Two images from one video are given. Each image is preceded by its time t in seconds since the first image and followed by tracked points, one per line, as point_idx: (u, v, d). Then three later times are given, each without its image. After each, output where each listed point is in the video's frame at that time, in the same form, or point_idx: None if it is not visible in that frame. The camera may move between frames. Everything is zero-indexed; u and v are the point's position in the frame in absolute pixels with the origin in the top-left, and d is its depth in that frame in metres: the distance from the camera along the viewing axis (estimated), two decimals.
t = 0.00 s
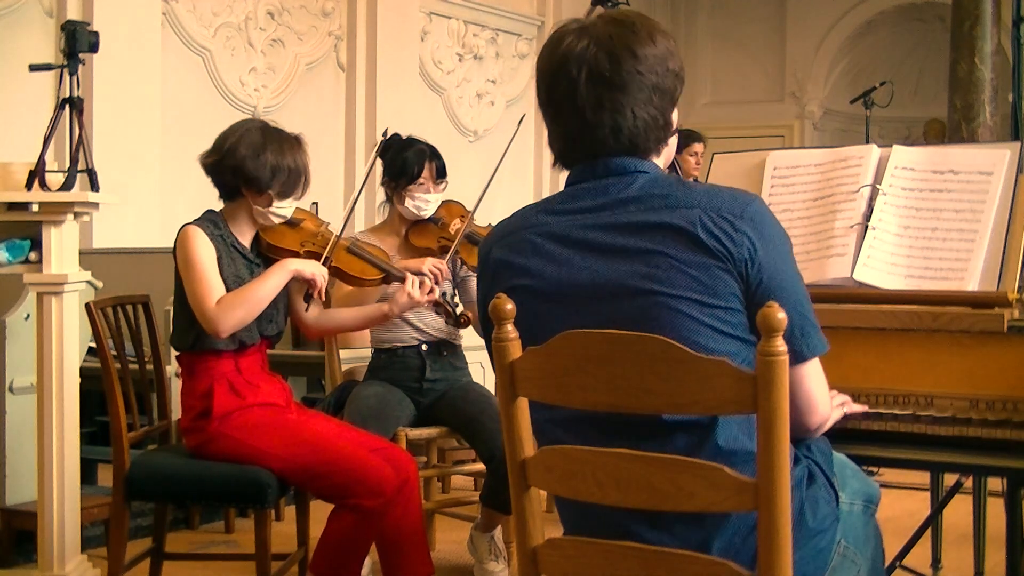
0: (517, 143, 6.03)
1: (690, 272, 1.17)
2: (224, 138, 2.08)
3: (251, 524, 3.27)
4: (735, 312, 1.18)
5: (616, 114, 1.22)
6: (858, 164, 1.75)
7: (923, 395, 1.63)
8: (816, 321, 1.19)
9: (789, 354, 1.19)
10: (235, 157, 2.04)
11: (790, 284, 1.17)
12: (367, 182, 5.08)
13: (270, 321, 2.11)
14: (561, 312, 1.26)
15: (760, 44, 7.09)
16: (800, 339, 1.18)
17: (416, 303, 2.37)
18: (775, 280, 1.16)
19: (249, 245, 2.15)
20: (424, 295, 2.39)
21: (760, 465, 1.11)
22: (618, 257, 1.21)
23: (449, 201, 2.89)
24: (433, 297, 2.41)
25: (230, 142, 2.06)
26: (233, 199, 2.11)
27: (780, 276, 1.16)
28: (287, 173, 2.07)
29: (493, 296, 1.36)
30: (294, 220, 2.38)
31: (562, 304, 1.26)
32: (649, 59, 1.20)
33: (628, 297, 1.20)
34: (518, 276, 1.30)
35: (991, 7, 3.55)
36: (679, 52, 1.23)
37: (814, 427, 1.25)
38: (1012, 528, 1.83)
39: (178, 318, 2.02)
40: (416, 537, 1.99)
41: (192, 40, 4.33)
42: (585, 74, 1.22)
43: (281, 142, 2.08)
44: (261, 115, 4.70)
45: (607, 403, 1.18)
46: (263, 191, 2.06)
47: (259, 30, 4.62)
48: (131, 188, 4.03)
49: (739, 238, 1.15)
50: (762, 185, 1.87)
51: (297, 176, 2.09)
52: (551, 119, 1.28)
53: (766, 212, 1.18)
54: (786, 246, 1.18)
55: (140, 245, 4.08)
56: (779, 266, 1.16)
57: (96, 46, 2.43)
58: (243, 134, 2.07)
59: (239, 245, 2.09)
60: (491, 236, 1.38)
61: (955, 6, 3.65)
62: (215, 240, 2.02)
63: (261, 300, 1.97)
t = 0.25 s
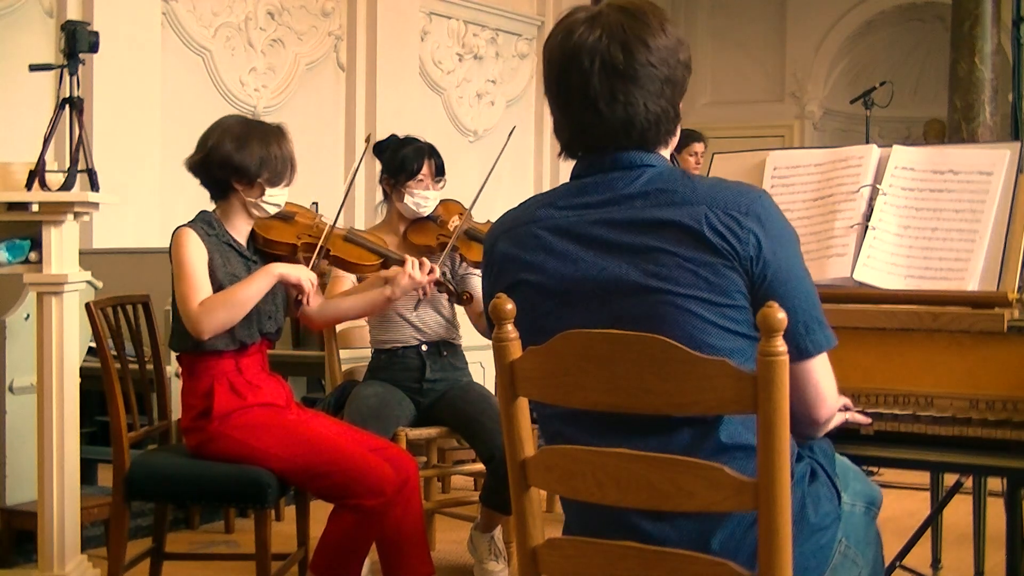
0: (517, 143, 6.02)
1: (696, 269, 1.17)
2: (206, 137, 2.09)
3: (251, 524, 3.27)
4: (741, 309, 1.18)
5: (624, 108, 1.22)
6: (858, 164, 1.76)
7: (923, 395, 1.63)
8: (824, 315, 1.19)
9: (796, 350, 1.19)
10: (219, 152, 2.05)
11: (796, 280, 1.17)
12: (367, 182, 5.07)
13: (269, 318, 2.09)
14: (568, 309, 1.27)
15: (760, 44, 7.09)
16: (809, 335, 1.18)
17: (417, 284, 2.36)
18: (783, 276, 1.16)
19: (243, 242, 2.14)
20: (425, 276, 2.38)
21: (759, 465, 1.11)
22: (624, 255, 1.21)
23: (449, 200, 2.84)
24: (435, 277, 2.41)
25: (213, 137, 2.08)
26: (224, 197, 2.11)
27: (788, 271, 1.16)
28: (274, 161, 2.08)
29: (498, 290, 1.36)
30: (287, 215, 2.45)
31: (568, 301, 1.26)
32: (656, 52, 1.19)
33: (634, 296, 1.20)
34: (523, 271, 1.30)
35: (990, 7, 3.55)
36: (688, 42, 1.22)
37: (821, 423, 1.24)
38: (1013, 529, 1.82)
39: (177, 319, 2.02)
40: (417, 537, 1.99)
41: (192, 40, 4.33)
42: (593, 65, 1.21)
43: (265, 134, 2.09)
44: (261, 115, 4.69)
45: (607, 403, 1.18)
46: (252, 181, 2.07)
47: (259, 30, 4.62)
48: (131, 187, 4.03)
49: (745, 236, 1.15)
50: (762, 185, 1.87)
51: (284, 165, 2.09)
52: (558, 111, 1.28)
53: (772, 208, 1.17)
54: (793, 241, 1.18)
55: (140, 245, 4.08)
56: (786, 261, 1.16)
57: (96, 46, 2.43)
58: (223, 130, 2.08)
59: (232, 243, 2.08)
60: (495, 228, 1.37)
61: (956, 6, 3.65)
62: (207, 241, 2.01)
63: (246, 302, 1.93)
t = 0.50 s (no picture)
0: (517, 143, 6.02)
1: (700, 270, 1.17)
2: (184, 141, 2.11)
3: (251, 524, 3.27)
4: (744, 309, 1.19)
5: (626, 106, 1.22)
6: (858, 164, 1.76)
7: (924, 395, 1.62)
8: (830, 313, 1.19)
9: (801, 349, 1.19)
10: (198, 152, 2.06)
11: (800, 280, 1.17)
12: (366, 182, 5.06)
13: (265, 315, 2.10)
14: (571, 309, 1.27)
15: (760, 44, 7.09)
16: (814, 333, 1.18)
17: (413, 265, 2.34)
18: (787, 275, 1.16)
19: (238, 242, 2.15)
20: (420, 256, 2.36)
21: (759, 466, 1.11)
22: (627, 256, 1.21)
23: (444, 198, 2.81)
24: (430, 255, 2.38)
25: (190, 140, 2.09)
26: (209, 199, 2.12)
27: (792, 271, 1.16)
28: (254, 154, 2.09)
29: (501, 288, 1.36)
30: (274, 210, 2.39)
31: (571, 301, 1.26)
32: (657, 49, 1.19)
33: (638, 296, 1.21)
34: (526, 269, 1.30)
35: (990, 7, 3.55)
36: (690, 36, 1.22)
37: (824, 420, 1.25)
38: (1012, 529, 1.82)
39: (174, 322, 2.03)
40: (417, 537, 1.98)
41: (192, 40, 4.33)
42: (596, 62, 1.20)
43: (242, 128, 2.11)
44: (261, 115, 4.69)
45: (607, 403, 1.18)
46: (234, 176, 2.08)
47: (259, 30, 4.62)
48: (131, 187, 4.03)
49: (749, 236, 1.15)
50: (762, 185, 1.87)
51: (264, 156, 2.10)
52: (560, 108, 1.27)
53: (776, 207, 1.17)
54: (797, 240, 1.18)
55: (140, 245, 4.08)
56: (790, 260, 1.16)
57: (96, 46, 2.43)
58: (199, 130, 2.10)
59: (226, 242, 2.09)
60: (498, 223, 1.37)
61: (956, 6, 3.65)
62: (199, 241, 2.02)
63: (217, 307, 1.91)
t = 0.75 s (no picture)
0: (518, 143, 6.02)
1: (702, 274, 1.17)
2: (167, 145, 2.11)
3: (251, 524, 3.27)
4: (747, 312, 1.19)
5: (626, 108, 1.21)
6: (858, 164, 1.76)
7: (923, 395, 1.63)
8: (833, 315, 1.19)
9: (804, 352, 1.19)
10: (184, 154, 2.06)
11: (803, 283, 1.17)
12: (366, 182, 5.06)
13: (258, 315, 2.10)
14: (573, 311, 1.27)
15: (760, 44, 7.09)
16: (818, 336, 1.18)
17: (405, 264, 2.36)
18: (790, 279, 1.16)
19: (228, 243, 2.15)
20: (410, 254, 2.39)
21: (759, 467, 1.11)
22: (630, 259, 1.21)
23: (441, 198, 2.83)
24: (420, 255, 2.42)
25: (173, 144, 2.09)
26: (196, 201, 2.12)
27: (796, 274, 1.16)
28: (240, 155, 2.10)
29: (504, 288, 1.36)
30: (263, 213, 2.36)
31: (573, 303, 1.26)
32: (656, 50, 1.18)
33: (641, 300, 1.21)
34: (528, 271, 1.30)
35: (990, 7, 3.55)
36: (690, 35, 1.21)
37: (826, 419, 1.25)
38: (1013, 529, 1.82)
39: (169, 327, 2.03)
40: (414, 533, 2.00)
41: (192, 40, 4.33)
42: (593, 64, 1.20)
43: (225, 129, 2.12)
44: (261, 115, 4.69)
45: (607, 403, 1.18)
46: (221, 177, 2.08)
47: (259, 30, 4.62)
48: (131, 187, 4.03)
49: (752, 240, 1.15)
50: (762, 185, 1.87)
51: (249, 156, 2.11)
52: (561, 108, 1.27)
53: (779, 209, 1.17)
54: (800, 243, 1.17)
55: (140, 245, 4.08)
56: (793, 263, 1.16)
57: (96, 46, 2.43)
58: (183, 134, 2.10)
59: (217, 243, 2.09)
60: (500, 224, 1.37)
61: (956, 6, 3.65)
62: (188, 245, 2.02)
63: (189, 318, 1.89)
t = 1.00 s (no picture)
0: (518, 143, 6.03)
1: (706, 278, 1.17)
2: (166, 151, 2.12)
3: (251, 524, 3.27)
4: (749, 316, 1.19)
5: (626, 110, 1.21)
6: (858, 164, 1.76)
7: (923, 395, 1.63)
8: (837, 318, 1.19)
9: (807, 355, 1.20)
10: (183, 161, 2.08)
11: (807, 285, 1.16)
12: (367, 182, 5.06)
13: (247, 322, 2.13)
14: (575, 313, 1.27)
15: (760, 44, 7.08)
16: (822, 339, 1.18)
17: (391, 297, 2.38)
18: (794, 281, 1.16)
19: (221, 248, 2.16)
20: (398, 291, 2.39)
21: (760, 466, 1.11)
22: (633, 261, 1.21)
23: (438, 198, 2.82)
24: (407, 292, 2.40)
25: (173, 150, 2.10)
26: (194, 207, 2.13)
27: (800, 276, 1.16)
28: (240, 162, 2.12)
29: (506, 289, 1.36)
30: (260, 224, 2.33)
31: (575, 305, 1.26)
32: (649, 52, 1.18)
33: (643, 302, 1.21)
34: (531, 271, 1.30)
35: (989, 7, 3.56)
36: (686, 34, 1.19)
37: (827, 420, 1.25)
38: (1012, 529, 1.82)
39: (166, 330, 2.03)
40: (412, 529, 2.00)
41: (192, 40, 4.33)
42: (582, 66, 1.21)
43: (225, 136, 2.13)
44: (261, 115, 4.69)
45: (607, 403, 1.18)
46: (221, 183, 2.10)
47: (259, 30, 4.62)
48: (131, 187, 4.03)
49: (756, 244, 1.15)
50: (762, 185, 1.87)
51: (248, 164, 2.13)
52: (562, 108, 1.27)
53: (783, 212, 1.17)
54: (804, 246, 1.17)
55: (140, 245, 4.08)
56: (797, 266, 1.16)
57: (95, 46, 2.43)
58: (181, 142, 2.11)
59: (211, 250, 2.10)
60: (502, 224, 1.36)
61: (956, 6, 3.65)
62: (183, 252, 2.03)
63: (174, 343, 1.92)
